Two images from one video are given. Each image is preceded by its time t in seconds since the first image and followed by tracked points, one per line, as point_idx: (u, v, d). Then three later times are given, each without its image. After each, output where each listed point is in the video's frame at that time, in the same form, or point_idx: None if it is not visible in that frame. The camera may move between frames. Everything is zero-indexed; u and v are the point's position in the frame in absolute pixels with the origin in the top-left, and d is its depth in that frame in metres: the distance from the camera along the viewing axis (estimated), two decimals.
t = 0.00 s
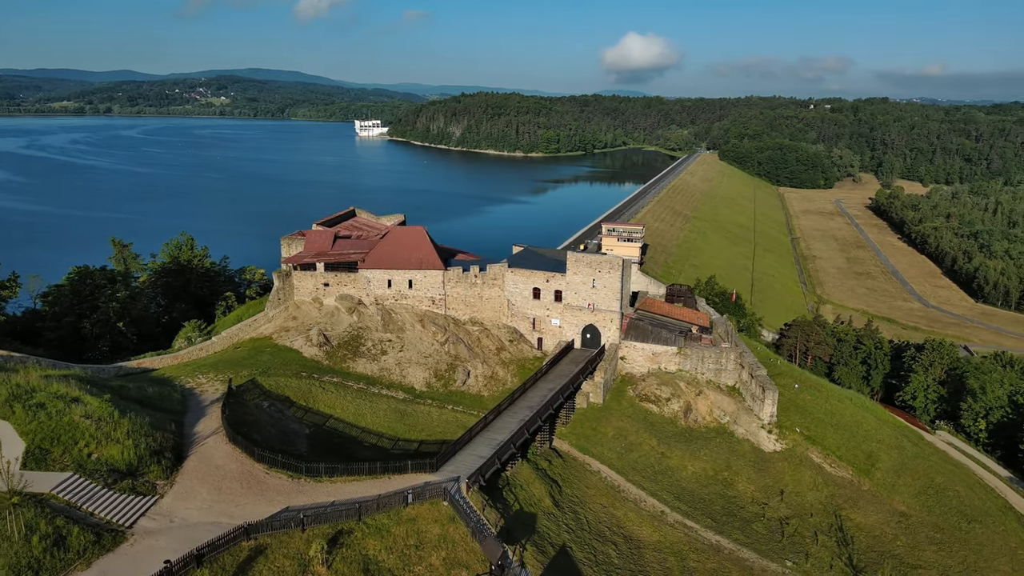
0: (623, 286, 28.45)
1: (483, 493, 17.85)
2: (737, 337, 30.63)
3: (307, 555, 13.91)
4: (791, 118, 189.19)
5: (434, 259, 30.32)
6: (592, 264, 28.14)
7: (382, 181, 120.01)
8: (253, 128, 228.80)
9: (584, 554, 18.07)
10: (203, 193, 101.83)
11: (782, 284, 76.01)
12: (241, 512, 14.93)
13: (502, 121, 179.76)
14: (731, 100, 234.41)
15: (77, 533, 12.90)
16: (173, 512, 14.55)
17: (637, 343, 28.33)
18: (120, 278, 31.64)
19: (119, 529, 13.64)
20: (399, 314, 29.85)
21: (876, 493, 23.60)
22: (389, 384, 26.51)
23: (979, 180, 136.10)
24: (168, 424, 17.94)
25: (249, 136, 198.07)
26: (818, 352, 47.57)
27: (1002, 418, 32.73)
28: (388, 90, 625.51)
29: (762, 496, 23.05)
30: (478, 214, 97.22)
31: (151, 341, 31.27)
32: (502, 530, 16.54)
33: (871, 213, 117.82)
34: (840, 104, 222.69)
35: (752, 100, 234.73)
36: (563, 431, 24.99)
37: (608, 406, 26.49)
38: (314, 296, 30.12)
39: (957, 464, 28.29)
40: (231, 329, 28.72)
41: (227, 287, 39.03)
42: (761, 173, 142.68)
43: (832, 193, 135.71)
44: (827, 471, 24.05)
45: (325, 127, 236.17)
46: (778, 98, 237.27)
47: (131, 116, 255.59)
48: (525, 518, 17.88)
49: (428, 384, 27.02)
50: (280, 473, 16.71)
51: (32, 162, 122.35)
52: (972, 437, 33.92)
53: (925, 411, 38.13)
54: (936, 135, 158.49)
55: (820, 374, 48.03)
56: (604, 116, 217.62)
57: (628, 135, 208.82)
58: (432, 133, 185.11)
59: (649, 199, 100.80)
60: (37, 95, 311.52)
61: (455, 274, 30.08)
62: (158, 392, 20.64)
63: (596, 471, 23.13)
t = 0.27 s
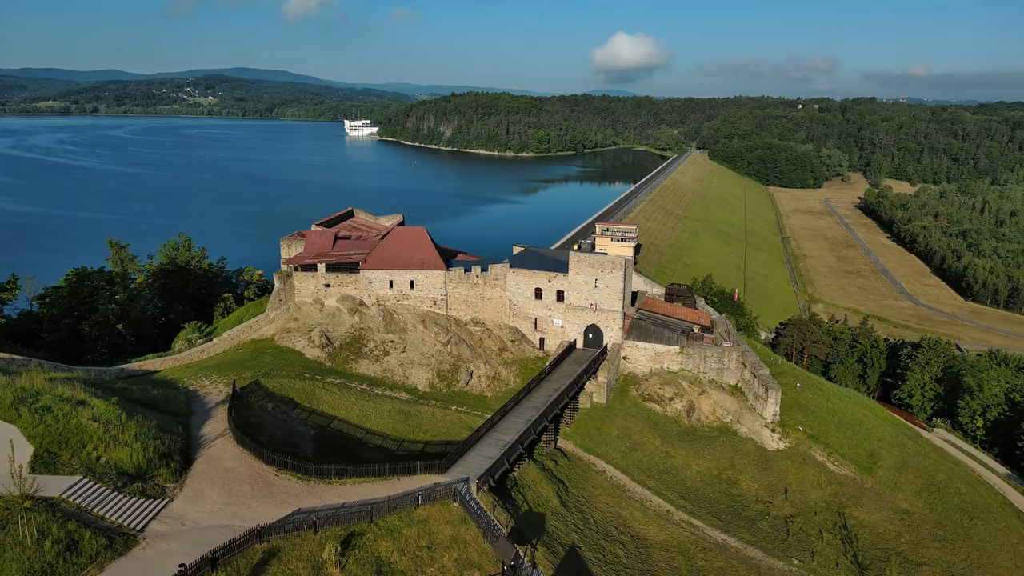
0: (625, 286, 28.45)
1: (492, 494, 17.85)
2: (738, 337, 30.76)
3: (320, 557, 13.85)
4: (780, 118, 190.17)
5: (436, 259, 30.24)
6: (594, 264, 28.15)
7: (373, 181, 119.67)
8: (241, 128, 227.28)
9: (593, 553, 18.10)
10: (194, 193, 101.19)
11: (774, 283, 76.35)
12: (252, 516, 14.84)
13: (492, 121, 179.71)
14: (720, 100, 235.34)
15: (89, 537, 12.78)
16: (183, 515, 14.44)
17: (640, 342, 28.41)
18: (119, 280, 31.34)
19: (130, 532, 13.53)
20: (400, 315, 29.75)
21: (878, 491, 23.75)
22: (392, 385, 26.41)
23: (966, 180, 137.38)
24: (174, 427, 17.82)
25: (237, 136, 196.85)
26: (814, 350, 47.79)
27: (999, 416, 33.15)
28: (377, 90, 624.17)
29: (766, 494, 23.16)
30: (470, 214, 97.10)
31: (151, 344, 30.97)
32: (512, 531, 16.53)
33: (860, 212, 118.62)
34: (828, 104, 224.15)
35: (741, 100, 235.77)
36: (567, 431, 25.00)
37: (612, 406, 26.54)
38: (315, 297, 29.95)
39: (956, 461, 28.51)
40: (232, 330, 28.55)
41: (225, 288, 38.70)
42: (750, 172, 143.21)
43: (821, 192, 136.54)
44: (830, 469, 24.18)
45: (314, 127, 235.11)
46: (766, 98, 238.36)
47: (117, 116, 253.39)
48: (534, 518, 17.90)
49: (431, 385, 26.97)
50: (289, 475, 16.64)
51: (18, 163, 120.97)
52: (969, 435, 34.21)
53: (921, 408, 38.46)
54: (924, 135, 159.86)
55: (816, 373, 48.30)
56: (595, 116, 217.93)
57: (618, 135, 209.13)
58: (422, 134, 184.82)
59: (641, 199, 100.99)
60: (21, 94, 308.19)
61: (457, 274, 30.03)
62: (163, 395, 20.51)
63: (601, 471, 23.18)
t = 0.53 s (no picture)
0: (627, 286, 28.52)
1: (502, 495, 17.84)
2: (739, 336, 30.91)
3: (334, 559, 13.80)
4: (769, 118, 191.05)
5: (438, 260, 30.19)
6: (596, 264, 28.21)
7: (364, 181, 119.28)
8: (229, 128, 225.73)
9: (602, 553, 18.13)
10: (184, 194, 100.47)
11: (766, 282, 76.69)
12: (263, 519, 14.75)
13: (482, 121, 179.58)
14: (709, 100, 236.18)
15: (101, 542, 12.66)
16: (194, 519, 14.35)
17: (642, 342, 28.51)
18: (118, 282, 30.95)
19: (142, 536, 13.45)
20: (402, 315, 29.67)
21: (881, 488, 23.91)
22: (395, 386, 26.36)
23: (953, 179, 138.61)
24: (181, 430, 17.70)
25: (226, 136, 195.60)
26: (811, 349, 47.96)
27: (996, 413, 33.44)
28: (367, 90, 622.38)
29: (771, 492, 23.29)
30: (463, 214, 96.94)
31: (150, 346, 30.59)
32: (523, 531, 16.54)
33: (849, 211, 119.40)
34: (816, 104, 225.52)
35: (730, 100, 236.73)
36: (571, 431, 25.02)
37: (615, 406, 26.58)
38: (316, 298, 29.81)
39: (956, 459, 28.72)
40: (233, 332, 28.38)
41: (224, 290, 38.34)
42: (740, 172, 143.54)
43: (811, 192, 137.31)
44: (833, 468, 24.34)
45: (303, 127, 233.95)
46: (755, 98, 239.50)
47: (103, 116, 251.02)
48: (544, 519, 17.90)
49: (434, 385, 26.93)
50: (298, 477, 16.57)
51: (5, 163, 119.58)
52: (966, 432, 34.42)
53: (918, 406, 38.73)
54: (911, 134, 161.10)
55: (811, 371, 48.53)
56: (585, 116, 218.15)
57: (608, 134, 209.38)
58: (412, 133, 184.38)
59: (632, 198, 101.17)
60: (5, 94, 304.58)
61: (459, 274, 30.00)
62: (167, 397, 20.37)
63: (606, 470, 23.22)
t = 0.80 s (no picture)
0: (629, 286, 28.59)
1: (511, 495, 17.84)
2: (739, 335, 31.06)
3: (348, 562, 13.77)
4: (758, 118, 192.02)
5: (439, 261, 30.15)
6: (599, 264, 28.28)
7: (354, 182, 118.94)
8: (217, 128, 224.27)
9: (611, 553, 18.16)
10: (174, 194, 99.69)
11: (757, 281, 76.97)
12: (274, 522, 14.68)
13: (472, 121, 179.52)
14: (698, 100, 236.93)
15: (114, 546, 12.57)
16: (204, 521, 14.27)
17: (644, 342, 28.60)
18: (116, 284, 30.68)
19: (154, 539, 13.36)
20: (404, 316, 29.60)
21: (883, 486, 24.10)
22: (399, 387, 26.30)
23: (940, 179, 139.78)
24: (188, 432, 17.60)
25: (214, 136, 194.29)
26: (807, 348, 48.14)
27: (993, 411, 33.83)
28: (356, 90, 620.58)
29: (775, 491, 23.36)
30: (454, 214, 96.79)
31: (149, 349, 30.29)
32: (533, 532, 16.54)
33: (839, 211, 120.09)
34: (804, 104, 226.91)
35: (719, 100, 237.61)
36: (576, 431, 25.04)
37: (618, 405, 26.63)
38: (317, 299, 29.69)
39: (955, 456, 28.95)
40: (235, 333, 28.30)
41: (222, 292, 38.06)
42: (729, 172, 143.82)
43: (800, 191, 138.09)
44: (835, 466, 24.49)
45: (291, 127, 232.85)
46: (744, 98, 240.58)
47: (89, 116, 248.69)
48: (552, 519, 17.92)
49: (437, 386, 26.90)
50: (308, 479, 16.52)
51: None
52: (963, 430, 34.74)
53: (915, 404, 39.02)
54: (899, 134, 162.27)
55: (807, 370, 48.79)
56: (574, 116, 218.36)
57: (598, 134, 209.73)
58: (402, 133, 183.96)
59: (624, 198, 101.39)
60: None
61: (461, 275, 29.97)
62: (171, 400, 20.23)
63: (611, 470, 23.26)
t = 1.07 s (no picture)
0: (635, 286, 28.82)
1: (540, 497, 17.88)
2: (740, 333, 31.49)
3: (390, 567, 13.66)
4: (726, 117, 194.74)
5: (445, 262, 30.03)
6: (605, 265, 28.45)
7: (327, 182, 117.77)
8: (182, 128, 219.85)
9: (638, 553, 18.29)
10: (145, 196, 97.40)
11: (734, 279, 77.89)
12: (311, 529, 14.52)
13: (443, 121, 179.01)
14: (666, 100, 239.53)
15: (156, 558, 12.32)
16: (241, 531, 14.06)
17: (650, 341, 28.86)
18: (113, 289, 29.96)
19: (193, 551, 13.12)
20: (410, 319, 29.43)
21: (890, 480, 24.66)
22: (409, 390, 26.15)
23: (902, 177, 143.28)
24: (211, 440, 17.30)
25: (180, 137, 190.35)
26: (795, 344, 48.80)
27: (984, 404, 34.71)
28: (324, 90, 614.62)
29: (786, 487, 23.74)
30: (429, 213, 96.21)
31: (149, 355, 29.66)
32: (565, 533, 16.59)
33: (807, 209, 122.31)
34: (769, 104, 230.89)
35: (687, 100, 240.52)
36: (589, 431, 25.16)
37: (628, 405, 26.83)
38: (321, 302, 29.33)
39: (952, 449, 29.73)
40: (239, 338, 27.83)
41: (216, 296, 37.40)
42: (700, 171, 145.57)
43: (769, 190, 140.26)
44: (843, 461, 25.00)
45: (258, 127, 229.41)
46: (711, 98, 243.80)
47: (45, 116, 241.53)
48: (580, 520, 17.97)
49: (447, 389, 26.80)
50: (338, 486, 16.37)
51: None
52: (954, 422, 35.67)
53: (905, 398, 39.82)
54: (862, 133, 166.00)
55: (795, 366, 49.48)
56: (545, 116, 218.71)
57: (569, 134, 210.60)
58: (373, 134, 182.53)
59: (600, 198, 101.92)
60: None
61: (466, 276, 29.91)
62: (186, 407, 19.85)
63: (626, 469, 23.43)
